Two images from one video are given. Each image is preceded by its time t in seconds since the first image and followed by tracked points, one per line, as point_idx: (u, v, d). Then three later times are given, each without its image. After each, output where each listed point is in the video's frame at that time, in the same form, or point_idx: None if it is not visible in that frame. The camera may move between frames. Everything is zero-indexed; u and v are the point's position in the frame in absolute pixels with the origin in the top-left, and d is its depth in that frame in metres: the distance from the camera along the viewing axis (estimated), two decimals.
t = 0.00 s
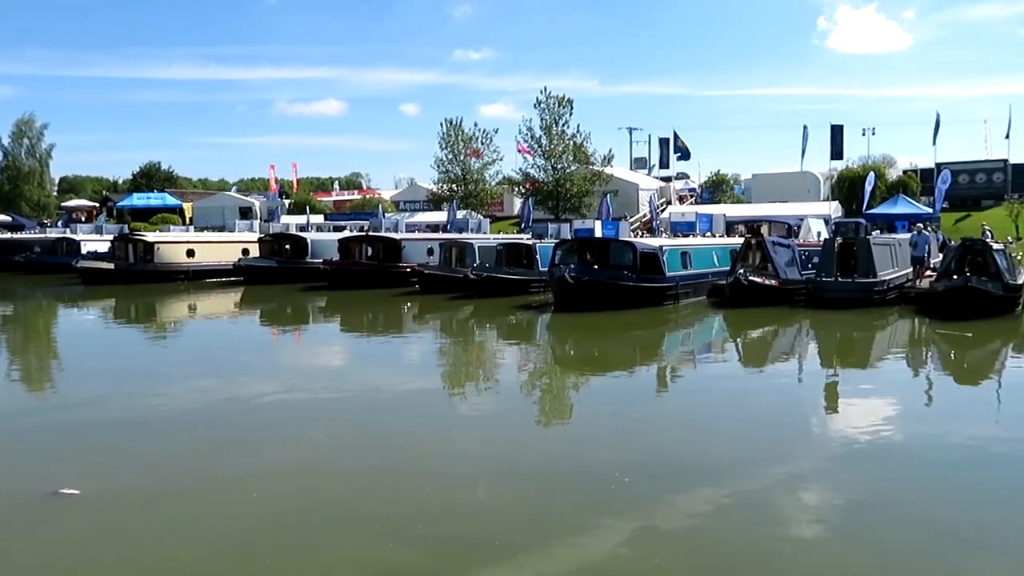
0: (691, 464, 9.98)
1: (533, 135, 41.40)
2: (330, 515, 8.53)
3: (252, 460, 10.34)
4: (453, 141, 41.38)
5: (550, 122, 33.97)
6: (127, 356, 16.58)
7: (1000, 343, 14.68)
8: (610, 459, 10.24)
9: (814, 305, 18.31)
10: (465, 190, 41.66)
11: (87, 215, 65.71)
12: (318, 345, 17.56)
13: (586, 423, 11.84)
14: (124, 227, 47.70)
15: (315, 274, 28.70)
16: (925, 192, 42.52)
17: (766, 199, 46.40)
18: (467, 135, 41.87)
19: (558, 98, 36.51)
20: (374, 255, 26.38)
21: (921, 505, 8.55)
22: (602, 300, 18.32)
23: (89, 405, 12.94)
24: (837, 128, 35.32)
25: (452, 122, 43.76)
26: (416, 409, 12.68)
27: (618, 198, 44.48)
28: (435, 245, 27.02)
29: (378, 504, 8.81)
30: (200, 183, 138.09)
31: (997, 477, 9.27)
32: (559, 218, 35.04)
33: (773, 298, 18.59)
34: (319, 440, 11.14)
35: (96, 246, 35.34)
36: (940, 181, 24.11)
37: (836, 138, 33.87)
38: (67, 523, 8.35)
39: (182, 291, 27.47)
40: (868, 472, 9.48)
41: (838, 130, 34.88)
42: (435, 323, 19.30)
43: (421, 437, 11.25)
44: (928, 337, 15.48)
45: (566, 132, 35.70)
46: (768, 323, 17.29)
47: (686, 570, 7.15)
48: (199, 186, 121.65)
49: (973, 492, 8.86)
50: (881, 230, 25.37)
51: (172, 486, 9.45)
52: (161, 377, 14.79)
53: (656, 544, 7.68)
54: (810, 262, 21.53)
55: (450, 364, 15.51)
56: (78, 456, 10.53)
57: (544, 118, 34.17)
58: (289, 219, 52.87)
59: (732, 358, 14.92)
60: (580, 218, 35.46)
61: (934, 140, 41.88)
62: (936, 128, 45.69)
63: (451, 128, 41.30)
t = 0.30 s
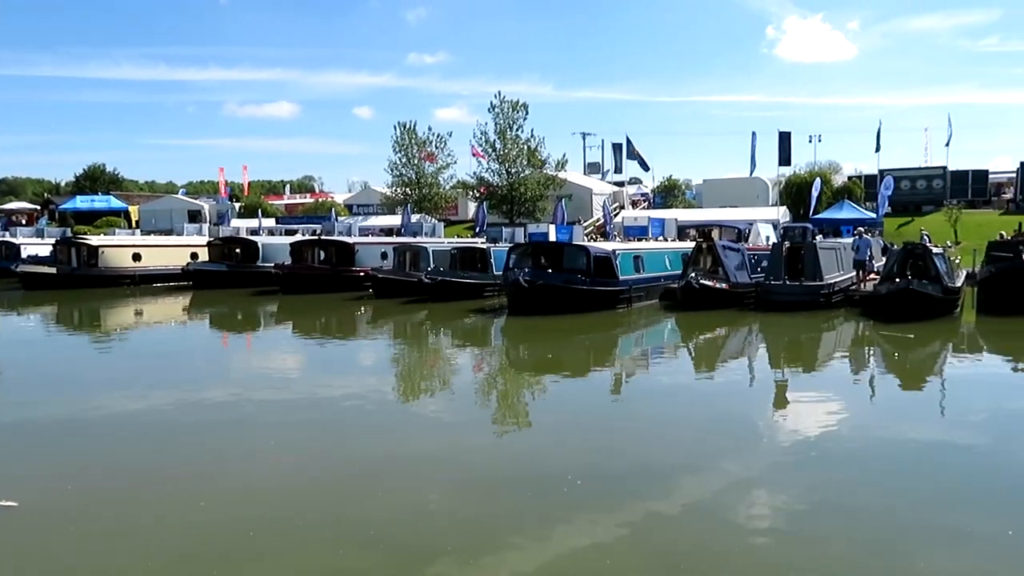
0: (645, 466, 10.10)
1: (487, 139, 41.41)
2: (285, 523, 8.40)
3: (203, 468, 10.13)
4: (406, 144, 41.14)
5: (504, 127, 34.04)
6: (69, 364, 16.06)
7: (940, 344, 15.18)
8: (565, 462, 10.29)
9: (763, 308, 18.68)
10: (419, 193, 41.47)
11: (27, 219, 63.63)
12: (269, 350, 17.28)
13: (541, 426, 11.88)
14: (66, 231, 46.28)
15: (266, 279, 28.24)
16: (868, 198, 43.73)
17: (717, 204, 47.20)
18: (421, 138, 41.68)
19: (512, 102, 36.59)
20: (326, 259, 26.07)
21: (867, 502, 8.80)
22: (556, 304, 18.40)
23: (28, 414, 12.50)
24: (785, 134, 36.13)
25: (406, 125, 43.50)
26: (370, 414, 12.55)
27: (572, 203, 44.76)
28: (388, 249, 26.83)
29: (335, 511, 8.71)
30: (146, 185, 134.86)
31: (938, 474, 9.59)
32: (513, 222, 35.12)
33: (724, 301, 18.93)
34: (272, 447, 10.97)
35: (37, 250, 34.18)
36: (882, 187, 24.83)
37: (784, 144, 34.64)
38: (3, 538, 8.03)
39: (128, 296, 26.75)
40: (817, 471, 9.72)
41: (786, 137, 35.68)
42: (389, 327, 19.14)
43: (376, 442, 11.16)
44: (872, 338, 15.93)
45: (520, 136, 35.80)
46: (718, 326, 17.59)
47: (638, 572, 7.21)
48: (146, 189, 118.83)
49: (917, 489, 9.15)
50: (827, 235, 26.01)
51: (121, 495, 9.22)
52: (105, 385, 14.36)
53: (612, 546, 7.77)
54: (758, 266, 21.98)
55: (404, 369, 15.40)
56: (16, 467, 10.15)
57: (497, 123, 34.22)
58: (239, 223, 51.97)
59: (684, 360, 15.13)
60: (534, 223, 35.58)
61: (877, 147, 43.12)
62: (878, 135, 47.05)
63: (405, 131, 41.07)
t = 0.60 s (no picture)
0: (602, 468, 10.16)
1: (445, 143, 41.25)
2: (239, 531, 8.26)
3: (154, 477, 9.90)
4: (363, 148, 40.70)
5: (462, 131, 33.99)
6: (11, 371, 15.55)
7: (888, 345, 15.58)
8: (523, 466, 10.30)
9: (717, 311, 18.96)
10: (375, 198, 41.18)
11: None
12: (222, 356, 16.96)
13: (499, 430, 11.87)
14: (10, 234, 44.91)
15: (219, 284, 27.73)
16: (819, 203, 44.73)
17: (673, 208, 47.79)
18: (378, 142, 41.29)
19: (470, 106, 36.52)
20: (281, 264, 25.70)
21: (818, 501, 8.99)
22: (514, 308, 18.42)
23: None
24: (738, 141, 36.77)
25: (363, 128, 43.02)
26: (325, 421, 12.40)
27: (529, 207, 44.89)
28: (345, 254, 26.59)
29: (291, 519, 8.57)
30: (96, 188, 131.63)
31: (886, 473, 9.83)
32: (471, 226, 35.08)
33: (679, 304, 19.16)
34: (225, 454, 10.76)
35: None
36: (832, 193, 25.42)
37: (737, 151, 35.25)
38: None
39: (75, 302, 26.02)
40: (769, 471, 9.89)
41: (739, 143, 36.32)
42: (345, 332, 18.94)
43: (332, 449, 11.03)
44: (823, 340, 16.27)
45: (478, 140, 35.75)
46: (674, 329, 17.79)
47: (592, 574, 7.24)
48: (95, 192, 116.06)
49: (865, 488, 9.38)
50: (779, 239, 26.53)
51: (71, 503, 8.97)
52: (49, 392, 13.92)
53: (569, 549, 7.80)
54: (713, 269, 22.31)
55: (360, 374, 15.25)
56: None
57: (455, 127, 34.16)
58: (192, 227, 51.03)
59: (640, 363, 15.26)
60: (492, 227, 35.58)
61: (827, 153, 44.12)
62: (828, 142, 48.16)
63: (361, 134, 40.68)
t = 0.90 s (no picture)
0: (563, 470, 10.18)
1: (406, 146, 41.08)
2: (195, 539, 8.09)
3: (107, 485, 9.66)
4: (322, 151, 40.40)
5: (423, 134, 33.88)
6: None
7: (843, 346, 15.89)
8: (483, 469, 10.27)
9: (677, 313, 19.15)
10: (336, 201, 40.84)
11: None
12: (178, 361, 16.63)
13: (460, 434, 11.83)
14: None
15: (175, 288, 27.21)
16: (776, 206, 45.52)
17: (633, 212, 48.22)
18: (338, 144, 41.02)
19: (431, 109, 36.41)
20: (239, 267, 25.30)
21: (775, 499, 9.11)
22: (476, 311, 18.39)
23: None
24: (697, 145, 37.21)
25: (323, 130, 42.72)
26: (283, 426, 12.21)
27: (491, 211, 44.89)
28: (305, 257, 26.29)
29: (249, 527, 8.43)
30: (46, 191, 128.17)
31: (840, 470, 10.01)
32: (432, 229, 34.96)
33: (640, 306, 19.31)
34: (181, 461, 10.54)
35: None
36: (788, 197, 25.85)
37: (696, 155, 35.70)
38: None
39: (25, 308, 25.32)
40: (728, 471, 10.01)
41: (698, 147, 36.78)
42: (305, 336, 18.72)
43: (290, 454, 10.87)
44: (780, 341, 16.54)
45: (439, 144, 35.67)
46: (634, 331, 17.92)
47: None
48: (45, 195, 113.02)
49: (820, 485, 9.54)
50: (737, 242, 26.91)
51: (17, 515, 8.69)
52: None
53: (530, 551, 7.80)
54: (673, 272, 22.53)
55: (320, 379, 15.07)
56: None
57: (416, 130, 34.03)
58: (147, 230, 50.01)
59: (602, 365, 15.34)
60: (453, 230, 35.52)
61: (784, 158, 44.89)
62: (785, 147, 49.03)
63: (321, 137, 40.34)
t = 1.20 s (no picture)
0: (526, 474, 10.16)
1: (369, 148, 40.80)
2: (151, 548, 7.92)
3: (60, 495, 9.39)
4: (284, 153, 39.95)
5: (386, 137, 33.70)
6: None
7: (802, 348, 16.15)
8: (446, 473, 10.23)
9: (640, 316, 19.28)
10: (298, 204, 40.41)
11: None
12: (135, 367, 16.27)
13: (422, 438, 11.75)
14: None
15: (133, 292, 26.64)
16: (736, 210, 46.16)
17: (596, 215, 48.48)
18: (300, 146, 40.60)
19: (395, 112, 36.22)
20: (199, 271, 24.88)
21: (734, 499, 9.22)
22: (440, 314, 18.31)
23: None
24: (659, 149, 37.55)
25: (284, 132, 42.25)
26: (242, 432, 12.01)
27: (455, 214, 44.79)
28: (266, 261, 25.94)
29: (209, 534, 8.28)
30: None
31: (799, 470, 10.16)
32: (396, 232, 34.78)
33: (603, 309, 19.41)
34: (137, 469, 10.30)
35: None
36: (749, 201, 26.20)
37: (658, 159, 36.02)
38: None
39: None
40: (690, 472, 10.09)
41: (660, 151, 37.14)
42: (266, 341, 18.46)
43: (250, 460, 10.71)
44: (741, 343, 16.75)
45: (403, 147, 35.50)
46: (598, 334, 18.00)
47: None
48: None
49: (779, 485, 9.66)
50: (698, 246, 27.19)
51: None
52: None
53: (494, 555, 7.77)
54: (636, 275, 22.69)
55: (281, 384, 14.87)
56: None
57: (379, 132, 33.82)
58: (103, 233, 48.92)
59: (565, 368, 15.37)
60: (417, 233, 35.35)
61: (744, 162, 45.53)
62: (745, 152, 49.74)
63: (282, 139, 39.90)
